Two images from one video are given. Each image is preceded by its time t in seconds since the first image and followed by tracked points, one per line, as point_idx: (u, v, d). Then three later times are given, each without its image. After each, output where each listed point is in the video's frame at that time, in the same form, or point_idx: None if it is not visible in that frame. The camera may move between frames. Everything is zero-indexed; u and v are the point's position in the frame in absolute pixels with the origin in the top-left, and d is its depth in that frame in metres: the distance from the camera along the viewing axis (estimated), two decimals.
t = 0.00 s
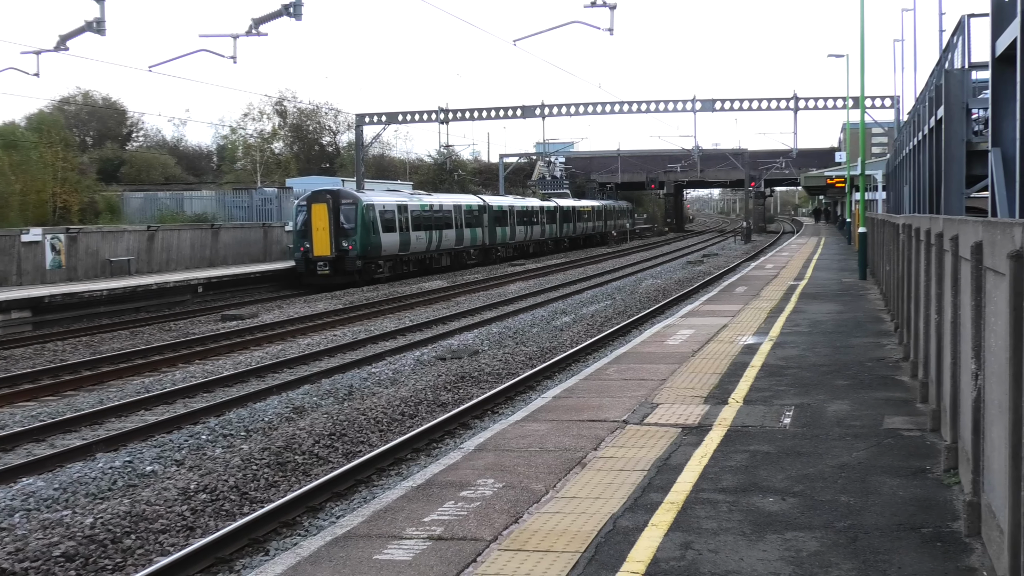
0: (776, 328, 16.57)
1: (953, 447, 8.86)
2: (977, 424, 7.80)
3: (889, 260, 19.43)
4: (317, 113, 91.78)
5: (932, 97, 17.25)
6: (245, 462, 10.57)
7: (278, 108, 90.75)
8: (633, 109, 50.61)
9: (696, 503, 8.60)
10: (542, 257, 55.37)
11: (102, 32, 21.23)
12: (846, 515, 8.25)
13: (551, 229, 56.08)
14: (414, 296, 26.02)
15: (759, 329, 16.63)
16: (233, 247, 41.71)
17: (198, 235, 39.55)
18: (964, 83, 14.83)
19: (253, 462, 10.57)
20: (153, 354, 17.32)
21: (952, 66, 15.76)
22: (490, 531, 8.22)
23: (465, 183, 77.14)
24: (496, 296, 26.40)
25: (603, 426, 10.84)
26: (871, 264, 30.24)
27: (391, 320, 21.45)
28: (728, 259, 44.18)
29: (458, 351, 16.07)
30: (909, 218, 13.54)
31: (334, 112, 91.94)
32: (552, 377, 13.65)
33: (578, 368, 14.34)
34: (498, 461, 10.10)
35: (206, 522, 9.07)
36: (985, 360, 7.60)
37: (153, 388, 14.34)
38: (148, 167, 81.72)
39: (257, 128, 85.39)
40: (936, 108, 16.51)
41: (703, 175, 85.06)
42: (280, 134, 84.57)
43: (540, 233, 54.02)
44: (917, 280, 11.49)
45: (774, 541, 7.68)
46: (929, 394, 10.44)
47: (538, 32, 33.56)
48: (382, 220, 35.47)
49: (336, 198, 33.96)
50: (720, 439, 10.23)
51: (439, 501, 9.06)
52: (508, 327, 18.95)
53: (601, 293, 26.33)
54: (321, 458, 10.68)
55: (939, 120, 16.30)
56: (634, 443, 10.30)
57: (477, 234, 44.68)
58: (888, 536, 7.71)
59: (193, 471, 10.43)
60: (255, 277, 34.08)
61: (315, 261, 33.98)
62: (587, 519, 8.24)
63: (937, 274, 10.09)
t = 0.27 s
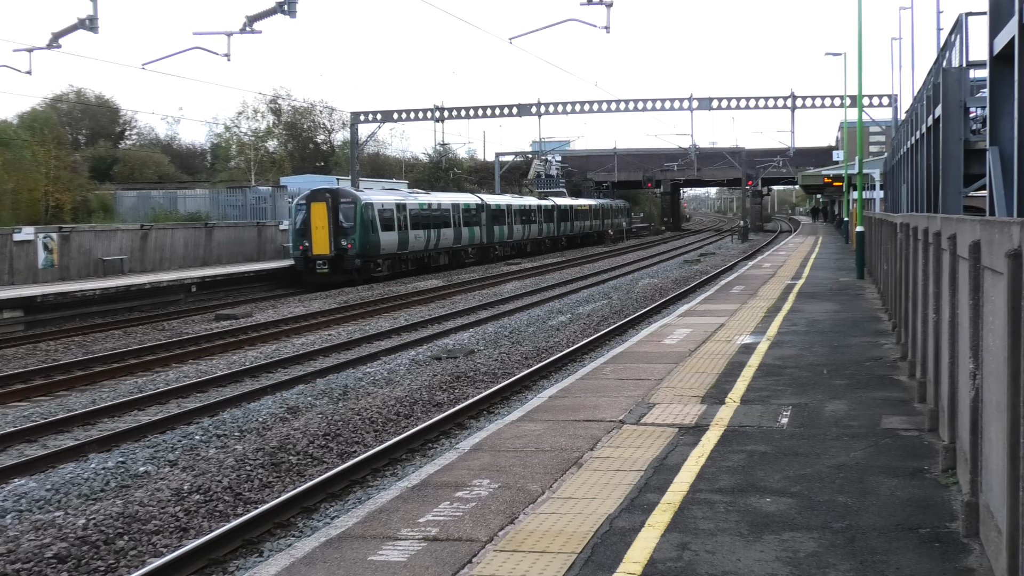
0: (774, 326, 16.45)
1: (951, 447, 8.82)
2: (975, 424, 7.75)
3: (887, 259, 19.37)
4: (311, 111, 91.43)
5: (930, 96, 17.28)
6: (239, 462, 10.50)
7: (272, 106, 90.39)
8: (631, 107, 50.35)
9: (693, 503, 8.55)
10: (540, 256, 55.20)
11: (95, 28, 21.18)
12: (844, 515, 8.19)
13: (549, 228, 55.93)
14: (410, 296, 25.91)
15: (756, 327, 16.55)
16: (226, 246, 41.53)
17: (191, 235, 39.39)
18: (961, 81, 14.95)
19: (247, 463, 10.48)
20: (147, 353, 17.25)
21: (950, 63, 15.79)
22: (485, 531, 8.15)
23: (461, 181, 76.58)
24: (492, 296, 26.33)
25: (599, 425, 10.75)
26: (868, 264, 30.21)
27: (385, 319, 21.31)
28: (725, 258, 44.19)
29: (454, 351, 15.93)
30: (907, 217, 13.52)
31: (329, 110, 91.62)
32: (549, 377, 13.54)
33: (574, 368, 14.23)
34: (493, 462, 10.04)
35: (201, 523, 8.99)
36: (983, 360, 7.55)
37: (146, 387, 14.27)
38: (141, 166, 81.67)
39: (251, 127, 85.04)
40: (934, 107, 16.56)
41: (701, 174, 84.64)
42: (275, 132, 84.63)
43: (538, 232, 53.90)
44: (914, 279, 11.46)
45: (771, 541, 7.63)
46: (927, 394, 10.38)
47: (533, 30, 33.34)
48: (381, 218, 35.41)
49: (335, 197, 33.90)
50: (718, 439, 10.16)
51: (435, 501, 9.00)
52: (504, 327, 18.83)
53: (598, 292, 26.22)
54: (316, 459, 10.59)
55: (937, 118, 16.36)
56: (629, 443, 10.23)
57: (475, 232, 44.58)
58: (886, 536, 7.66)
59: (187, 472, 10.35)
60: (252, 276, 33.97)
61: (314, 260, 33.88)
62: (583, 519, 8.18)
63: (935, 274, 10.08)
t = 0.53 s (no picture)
0: (787, 331, 15.35)
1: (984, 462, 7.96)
2: (1011, 435, 6.89)
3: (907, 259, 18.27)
4: (285, 95, 88.12)
5: (958, 80, 16.42)
6: (204, 479, 9.55)
7: (242, 89, 86.27)
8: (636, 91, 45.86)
9: (703, 524, 7.66)
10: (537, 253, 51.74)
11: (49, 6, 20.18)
12: (867, 537, 7.32)
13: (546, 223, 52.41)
14: (395, 296, 24.91)
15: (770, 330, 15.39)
16: (191, 243, 38.89)
17: (153, 228, 36.99)
18: (992, 63, 14.25)
19: (212, 479, 9.50)
20: (102, 360, 16.29)
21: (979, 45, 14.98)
22: (473, 555, 7.25)
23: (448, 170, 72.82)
24: (483, 297, 25.21)
25: (600, 440, 9.78)
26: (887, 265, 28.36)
27: (368, 322, 20.40)
28: (733, 255, 42.42)
29: (440, 357, 15.07)
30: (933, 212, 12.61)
31: (304, 95, 88.89)
32: (545, 385, 12.45)
33: (572, 375, 13.13)
34: (483, 479, 9.13)
35: (161, 546, 8.05)
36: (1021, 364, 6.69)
37: (103, 397, 13.30)
38: (98, 154, 78.17)
39: (220, 111, 81.49)
40: (962, 91, 15.76)
41: (704, 166, 81.03)
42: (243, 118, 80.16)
43: (534, 227, 50.35)
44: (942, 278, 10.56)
45: (788, 566, 6.75)
46: (957, 404, 9.47)
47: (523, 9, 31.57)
48: (366, 211, 33.65)
49: (316, 188, 32.64)
50: (729, 453, 9.25)
51: (418, 522, 8.10)
52: (494, 330, 17.95)
53: (593, 293, 25.17)
54: (288, 475, 9.54)
55: (965, 104, 15.58)
56: (634, 460, 9.28)
57: (468, 227, 41.82)
58: (914, 560, 6.79)
59: (147, 490, 9.41)
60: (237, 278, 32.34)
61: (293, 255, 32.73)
62: (582, 542, 7.28)
63: (965, 273, 9.21)
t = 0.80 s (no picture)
0: (816, 332, 14.05)
1: None
2: None
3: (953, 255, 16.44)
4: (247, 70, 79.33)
5: (1009, 56, 15.33)
6: (158, 506, 8.34)
7: (200, 63, 78.41)
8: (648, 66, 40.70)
9: (720, 557, 6.57)
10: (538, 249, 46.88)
11: None
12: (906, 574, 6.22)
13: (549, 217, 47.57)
14: (373, 298, 22.44)
15: (798, 332, 14.06)
16: (143, 238, 35.63)
17: (101, 222, 33.78)
18: None
19: (165, 506, 8.33)
20: (43, 371, 15.01)
21: None
22: None
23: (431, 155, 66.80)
24: (474, 299, 22.42)
25: (604, 461, 8.63)
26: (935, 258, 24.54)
27: (340, 328, 18.27)
28: (762, 246, 38.76)
29: (424, 368, 13.45)
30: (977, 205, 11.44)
31: (267, 71, 79.24)
32: (541, 402, 10.93)
33: (574, 391, 11.50)
34: (472, 506, 8.00)
35: None
36: None
37: (42, 412, 12.14)
38: (36, 138, 67.24)
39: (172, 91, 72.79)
40: (1014, 68, 14.70)
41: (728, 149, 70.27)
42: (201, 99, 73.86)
43: (535, 221, 45.61)
44: (991, 279, 9.38)
45: None
46: (1009, 421, 8.27)
47: None
48: (346, 202, 30.43)
49: (291, 177, 29.30)
50: (750, 476, 8.12)
51: (399, 553, 7.00)
52: (483, 339, 16.10)
53: (607, 287, 23.32)
54: (252, 502, 8.33)
55: (1016, 82, 14.54)
56: (643, 484, 8.12)
57: (457, 219, 37.91)
58: None
59: (93, 519, 8.20)
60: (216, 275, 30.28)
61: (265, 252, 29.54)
62: None
63: (1017, 273, 8.07)
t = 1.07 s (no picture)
0: (848, 336, 13.03)
1: None
2: None
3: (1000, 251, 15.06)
4: (212, 44, 73.35)
5: None
6: (111, 531, 7.19)
7: (157, 39, 72.63)
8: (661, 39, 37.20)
9: None
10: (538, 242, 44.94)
11: None
12: None
13: (548, 208, 45.93)
14: (349, 297, 19.81)
15: (829, 337, 13.04)
16: (94, 231, 29.53)
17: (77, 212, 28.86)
18: None
19: (120, 532, 7.15)
20: None
21: None
22: None
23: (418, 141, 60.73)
24: (464, 300, 20.07)
25: (610, 481, 7.71)
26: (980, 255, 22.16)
27: (314, 334, 15.77)
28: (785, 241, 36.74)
29: (409, 378, 11.85)
30: None
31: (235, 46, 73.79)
32: (539, 415, 10.01)
33: (574, 403, 10.59)
34: (462, 531, 7.02)
35: None
36: None
37: None
38: None
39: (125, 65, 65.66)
40: None
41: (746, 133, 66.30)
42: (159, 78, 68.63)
43: (533, 213, 44.31)
44: None
45: None
46: None
47: None
48: (328, 192, 29.39)
49: (267, 164, 28.21)
50: (773, 498, 7.19)
51: None
52: (476, 344, 14.51)
53: (615, 287, 22.30)
54: (216, 527, 7.26)
55: None
56: (653, 507, 7.16)
57: (450, 211, 36.95)
58: None
59: (36, 545, 7.03)
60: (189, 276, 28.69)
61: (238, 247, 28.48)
62: None
63: None
